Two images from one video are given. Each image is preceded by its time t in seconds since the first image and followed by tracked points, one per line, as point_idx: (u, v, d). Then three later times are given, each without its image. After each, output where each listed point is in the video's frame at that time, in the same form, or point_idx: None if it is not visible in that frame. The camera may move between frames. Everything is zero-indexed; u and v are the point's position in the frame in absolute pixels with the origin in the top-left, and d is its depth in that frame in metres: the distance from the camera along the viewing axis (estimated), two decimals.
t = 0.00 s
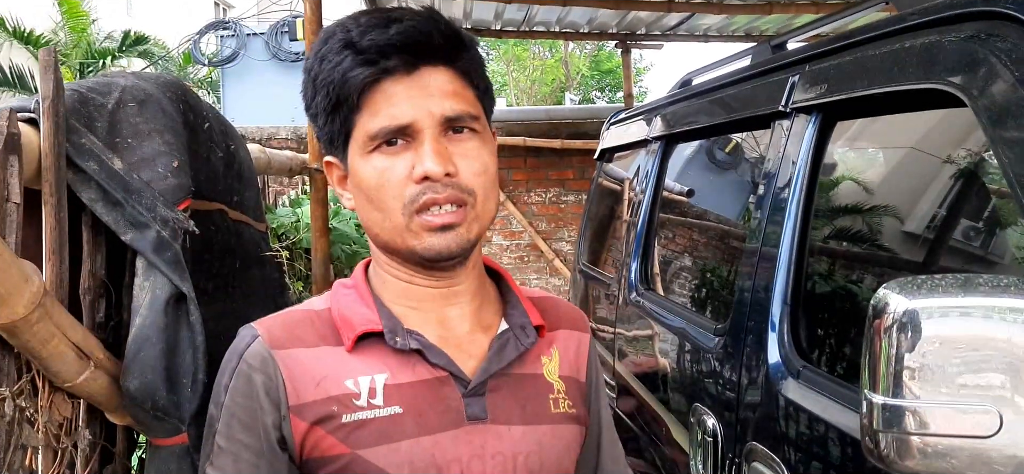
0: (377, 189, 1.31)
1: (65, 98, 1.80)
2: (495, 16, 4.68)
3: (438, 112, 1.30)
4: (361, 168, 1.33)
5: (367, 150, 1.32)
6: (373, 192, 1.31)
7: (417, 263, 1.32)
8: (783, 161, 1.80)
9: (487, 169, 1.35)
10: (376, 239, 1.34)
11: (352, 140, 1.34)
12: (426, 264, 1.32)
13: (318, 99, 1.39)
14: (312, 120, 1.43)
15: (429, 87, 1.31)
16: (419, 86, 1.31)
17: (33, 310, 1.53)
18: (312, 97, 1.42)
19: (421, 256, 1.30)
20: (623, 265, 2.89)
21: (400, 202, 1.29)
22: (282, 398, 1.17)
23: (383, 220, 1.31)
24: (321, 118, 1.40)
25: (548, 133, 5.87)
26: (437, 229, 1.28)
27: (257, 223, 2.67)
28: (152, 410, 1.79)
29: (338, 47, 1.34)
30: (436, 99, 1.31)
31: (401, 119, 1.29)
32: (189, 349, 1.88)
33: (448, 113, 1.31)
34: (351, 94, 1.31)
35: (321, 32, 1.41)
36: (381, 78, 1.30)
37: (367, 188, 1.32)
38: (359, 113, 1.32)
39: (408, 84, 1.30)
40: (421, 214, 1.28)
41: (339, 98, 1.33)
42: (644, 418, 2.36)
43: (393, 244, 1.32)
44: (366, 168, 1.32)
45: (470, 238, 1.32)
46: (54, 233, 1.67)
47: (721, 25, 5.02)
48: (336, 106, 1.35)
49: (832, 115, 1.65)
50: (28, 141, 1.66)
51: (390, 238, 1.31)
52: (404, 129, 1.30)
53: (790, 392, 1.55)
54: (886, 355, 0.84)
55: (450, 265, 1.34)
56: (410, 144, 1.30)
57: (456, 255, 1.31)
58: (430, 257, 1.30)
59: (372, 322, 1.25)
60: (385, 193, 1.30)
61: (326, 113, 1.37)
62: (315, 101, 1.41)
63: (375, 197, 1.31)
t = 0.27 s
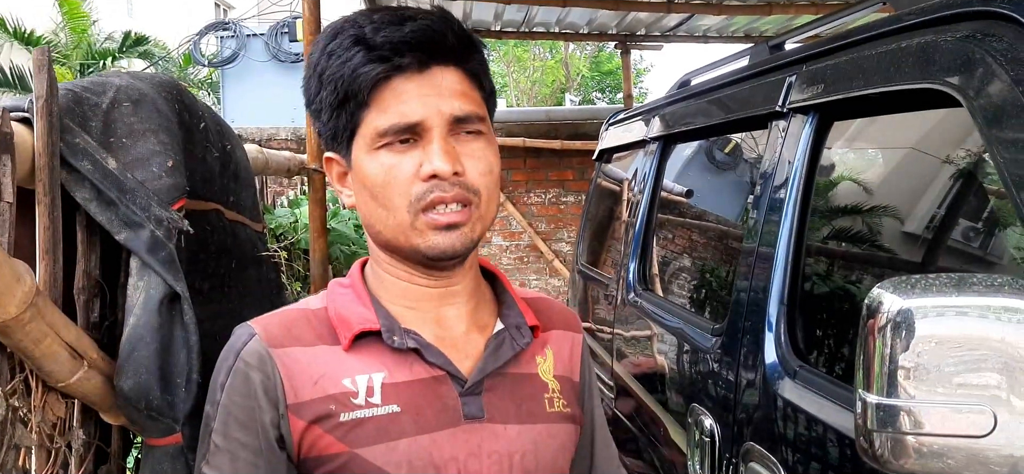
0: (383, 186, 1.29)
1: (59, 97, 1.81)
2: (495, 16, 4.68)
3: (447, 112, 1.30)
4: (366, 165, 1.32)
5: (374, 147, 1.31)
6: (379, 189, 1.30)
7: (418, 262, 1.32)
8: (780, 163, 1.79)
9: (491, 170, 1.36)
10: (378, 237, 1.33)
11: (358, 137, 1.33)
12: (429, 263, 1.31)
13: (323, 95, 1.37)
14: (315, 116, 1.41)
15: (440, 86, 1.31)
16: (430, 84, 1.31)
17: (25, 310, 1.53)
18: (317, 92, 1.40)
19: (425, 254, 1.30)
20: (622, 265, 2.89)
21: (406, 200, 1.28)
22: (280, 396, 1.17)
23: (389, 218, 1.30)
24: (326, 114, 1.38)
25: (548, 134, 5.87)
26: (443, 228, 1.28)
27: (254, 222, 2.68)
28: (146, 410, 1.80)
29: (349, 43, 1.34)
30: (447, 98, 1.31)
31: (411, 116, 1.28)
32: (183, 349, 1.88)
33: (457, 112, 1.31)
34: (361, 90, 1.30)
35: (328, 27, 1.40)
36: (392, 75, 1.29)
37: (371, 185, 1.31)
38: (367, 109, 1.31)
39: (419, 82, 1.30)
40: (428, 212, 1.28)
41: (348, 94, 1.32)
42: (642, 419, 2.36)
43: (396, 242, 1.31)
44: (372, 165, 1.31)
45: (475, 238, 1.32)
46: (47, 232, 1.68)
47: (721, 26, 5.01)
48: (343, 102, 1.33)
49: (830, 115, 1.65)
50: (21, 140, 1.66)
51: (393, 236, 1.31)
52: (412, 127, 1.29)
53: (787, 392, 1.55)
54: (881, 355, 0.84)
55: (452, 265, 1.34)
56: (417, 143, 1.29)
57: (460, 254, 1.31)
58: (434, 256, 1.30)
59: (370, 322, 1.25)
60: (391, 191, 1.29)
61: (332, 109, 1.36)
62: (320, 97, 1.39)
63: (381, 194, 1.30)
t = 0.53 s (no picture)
0: (389, 187, 1.28)
1: (54, 99, 1.81)
2: (493, 17, 4.68)
3: (456, 115, 1.31)
4: (370, 166, 1.30)
5: (380, 148, 1.30)
6: (384, 190, 1.29)
7: (419, 264, 1.32)
8: (778, 164, 1.79)
9: (493, 173, 1.37)
10: (379, 239, 1.33)
11: (362, 137, 1.31)
12: (431, 265, 1.32)
13: (326, 94, 1.35)
14: (314, 116, 1.39)
15: (451, 89, 1.32)
16: (440, 87, 1.31)
17: (20, 311, 1.54)
18: (317, 92, 1.38)
19: (429, 256, 1.30)
20: (620, 266, 2.89)
21: (413, 201, 1.27)
22: (277, 400, 1.17)
23: (393, 219, 1.29)
24: (327, 113, 1.36)
25: (547, 134, 5.87)
26: (449, 230, 1.29)
27: (252, 224, 2.68)
28: (142, 412, 1.80)
29: (357, 44, 1.33)
30: (457, 102, 1.32)
31: (421, 119, 1.29)
32: (179, 350, 1.88)
33: (465, 116, 1.32)
34: (370, 90, 1.29)
35: (332, 26, 1.38)
36: (403, 76, 1.29)
37: (376, 186, 1.30)
38: (374, 110, 1.30)
39: (429, 84, 1.31)
40: (435, 214, 1.28)
41: (354, 93, 1.30)
42: (640, 420, 2.36)
43: (399, 244, 1.30)
44: (377, 166, 1.30)
45: (479, 240, 1.33)
46: (42, 234, 1.68)
47: (720, 26, 5.01)
48: (348, 102, 1.32)
49: (826, 117, 1.65)
50: (16, 142, 1.66)
51: (396, 237, 1.30)
52: (420, 129, 1.29)
53: (784, 393, 1.55)
54: (876, 356, 0.83)
55: (452, 268, 1.35)
56: (424, 144, 1.30)
57: (464, 257, 1.32)
58: (439, 258, 1.30)
59: (366, 324, 1.25)
60: (398, 192, 1.28)
61: (335, 108, 1.34)
62: (321, 97, 1.37)
63: (386, 195, 1.29)
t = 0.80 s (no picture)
0: (393, 187, 1.28)
1: (57, 100, 1.82)
2: (493, 18, 4.69)
3: (459, 115, 1.31)
4: (373, 166, 1.30)
5: (383, 149, 1.29)
6: (388, 191, 1.29)
7: (420, 265, 1.33)
8: (778, 164, 1.80)
9: (493, 174, 1.37)
10: (380, 239, 1.32)
11: (364, 138, 1.31)
12: (434, 265, 1.32)
13: (327, 93, 1.34)
14: (312, 116, 1.38)
15: (455, 90, 1.33)
16: (444, 87, 1.32)
17: (24, 311, 1.54)
18: (316, 92, 1.36)
19: (432, 256, 1.30)
20: (620, 266, 2.89)
21: (417, 202, 1.27)
22: (276, 400, 1.17)
23: (397, 220, 1.29)
24: (327, 113, 1.35)
25: (547, 135, 5.88)
26: (453, 230, 1.29)
27: (253, 224, 2.68)
28: (145, 412, 1.80)
29: (360, 44, 1.32)
30: (461, 102, 1.33)
31: (426, 119, 1.29)
32: (182, 349, 1.88)
33: (468, 116, 1.33)
34: (374, 91, 1.29)
35: (331, 25, 1.37)
36: (407, 77, 1.29)
37: (379, 187, 1.29)
38: (377, 110, 1.30)
39: (433, 85, 1.31)
40: (439, 214, 1.28)
41: (358, 93, 1.30)
42: (641, 420, 2.37)
43: (402, 244, 1.30)
44: (380, 166, 1.30)
45: (481, 241, 1.33)
46: (45, 234, 1.68)
47: (719, 27, 5.02)
48: (350, 102, 1.31)
49: (827, 117, 1.66)
50: (20, 143, 1.67)
51: (399, 238, 1.30)
52: (424, 130, 1.29)
53: (786, 393, 1.55)
54: (877, 355, 0.84)
55: (453, 268, 1.35)
56: (428, 145, 1.30)
57: (467, 257, 1.32)
58: (442, 259, 1.30)
59: (365, 322, 1.25)
60: (402, 193, 1.28)
61: (336, 109, 1.33)
62: (320, 97, 1.36)
63: (389, 196, 1.29)
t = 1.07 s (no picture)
0: (389, 191, 1.28)
1: (59, 101, 1.82)
2: (493, 19, 4.69)
3: (455, 118, 1.31)
4: (368, 171, 1.29)
5: (378, 153, 1.29)
6: (384, 195, 1.28)
7: (413, 268, 1.33)
8: (778, 165, 1.80)
9: (486, 175, 1.38)
10: (374, 243, 1.32)
11: (358, 142, 1.30)
12: (429, 269, 1.32)
13: (317, 96, 1.33)
14: (302, 120, 1.37)
15: (450, 93, 1.33)
16: (439, 89, 1.32)
17: (27, 313, 1.54)
18: (306, 95, 1.35)
19: (428, 260, 1.30)
20: (620, 267, 2.90)
21: (414, 206, 1.27)
22: (265, 404, 1.17)
23: (392, 224, 1.28)
24: (318, 116, 1.34)
25: (547, 135, 5.88)
26: (449, 234, 1.29)
27: (253, 225, 2.68)
28: (147, 413, 1.81)
29: (353, 46, 1.32)
30: (456, 105, 1.33)
31: (422, 122, 1.29)
32: (184, 350, 1.89)
33: (463, 118, 1.33)
34: (369, 94, 1.28)
35: (322, 27, 1.36)
36: (402, 80, 1.29)
37: (374, 191, 1.29)
38: (372, 114, 1.29)
39: (428, 87, 1.31)
40: (435, 218, 1.28)
41: (352, 97, 1.29)
42: (641, 420, 2.37)
43: (398, 249, 1.30)
44: (376, 171, 1.29)
45: (476, 244, 1.34)
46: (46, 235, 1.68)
47: (719, 27, 5.02)
48: (344, 105, 1.30)
49: (827, 118, 1.66)
50: (22, 145, 1.67)
51: (395, 242, 1.29)
52: (420, 133, 1.29)
53: (786, 393, 1.55)
54: (879, 356, 0.84)
55: (445, 271, 1.35)
56: (423, 148, 1.30)
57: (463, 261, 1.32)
58: (438, 263, 1.30)
59: (353, 324, 1.26)
60: (398, 197, 1.28)
61: (328, 112, 1.32)
62: (310, 100, 1.35)
63: (385, 200, 1.28)
